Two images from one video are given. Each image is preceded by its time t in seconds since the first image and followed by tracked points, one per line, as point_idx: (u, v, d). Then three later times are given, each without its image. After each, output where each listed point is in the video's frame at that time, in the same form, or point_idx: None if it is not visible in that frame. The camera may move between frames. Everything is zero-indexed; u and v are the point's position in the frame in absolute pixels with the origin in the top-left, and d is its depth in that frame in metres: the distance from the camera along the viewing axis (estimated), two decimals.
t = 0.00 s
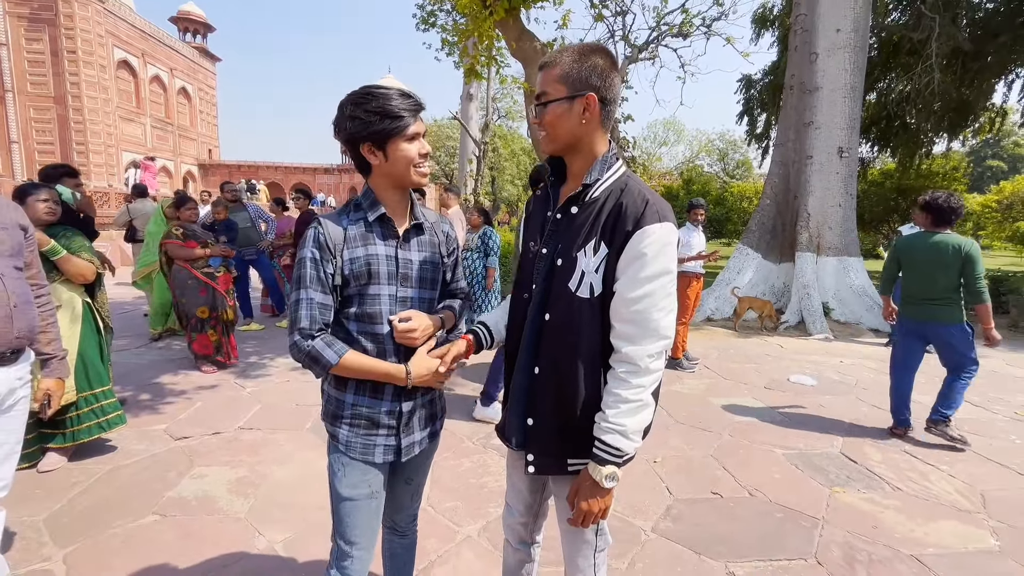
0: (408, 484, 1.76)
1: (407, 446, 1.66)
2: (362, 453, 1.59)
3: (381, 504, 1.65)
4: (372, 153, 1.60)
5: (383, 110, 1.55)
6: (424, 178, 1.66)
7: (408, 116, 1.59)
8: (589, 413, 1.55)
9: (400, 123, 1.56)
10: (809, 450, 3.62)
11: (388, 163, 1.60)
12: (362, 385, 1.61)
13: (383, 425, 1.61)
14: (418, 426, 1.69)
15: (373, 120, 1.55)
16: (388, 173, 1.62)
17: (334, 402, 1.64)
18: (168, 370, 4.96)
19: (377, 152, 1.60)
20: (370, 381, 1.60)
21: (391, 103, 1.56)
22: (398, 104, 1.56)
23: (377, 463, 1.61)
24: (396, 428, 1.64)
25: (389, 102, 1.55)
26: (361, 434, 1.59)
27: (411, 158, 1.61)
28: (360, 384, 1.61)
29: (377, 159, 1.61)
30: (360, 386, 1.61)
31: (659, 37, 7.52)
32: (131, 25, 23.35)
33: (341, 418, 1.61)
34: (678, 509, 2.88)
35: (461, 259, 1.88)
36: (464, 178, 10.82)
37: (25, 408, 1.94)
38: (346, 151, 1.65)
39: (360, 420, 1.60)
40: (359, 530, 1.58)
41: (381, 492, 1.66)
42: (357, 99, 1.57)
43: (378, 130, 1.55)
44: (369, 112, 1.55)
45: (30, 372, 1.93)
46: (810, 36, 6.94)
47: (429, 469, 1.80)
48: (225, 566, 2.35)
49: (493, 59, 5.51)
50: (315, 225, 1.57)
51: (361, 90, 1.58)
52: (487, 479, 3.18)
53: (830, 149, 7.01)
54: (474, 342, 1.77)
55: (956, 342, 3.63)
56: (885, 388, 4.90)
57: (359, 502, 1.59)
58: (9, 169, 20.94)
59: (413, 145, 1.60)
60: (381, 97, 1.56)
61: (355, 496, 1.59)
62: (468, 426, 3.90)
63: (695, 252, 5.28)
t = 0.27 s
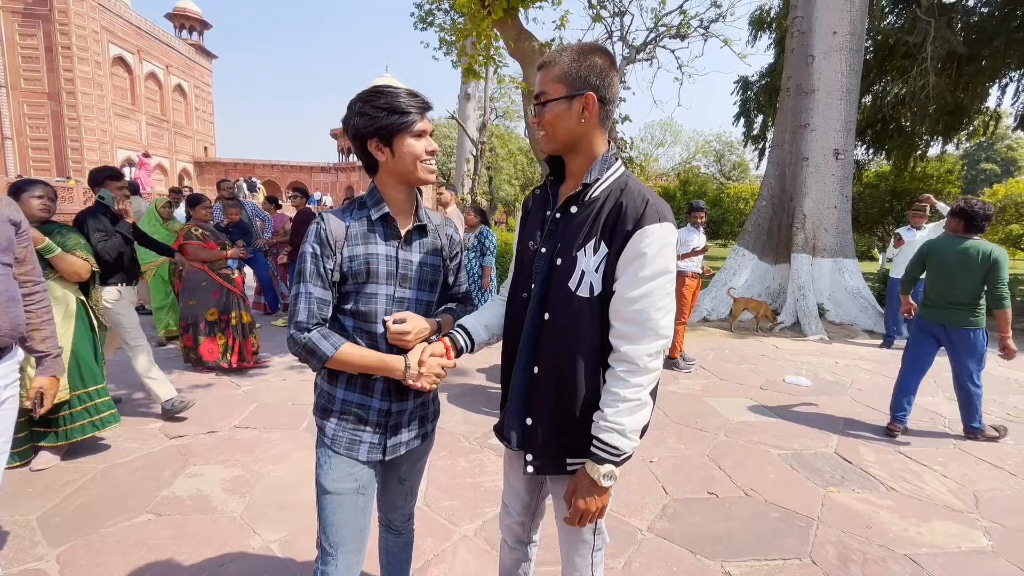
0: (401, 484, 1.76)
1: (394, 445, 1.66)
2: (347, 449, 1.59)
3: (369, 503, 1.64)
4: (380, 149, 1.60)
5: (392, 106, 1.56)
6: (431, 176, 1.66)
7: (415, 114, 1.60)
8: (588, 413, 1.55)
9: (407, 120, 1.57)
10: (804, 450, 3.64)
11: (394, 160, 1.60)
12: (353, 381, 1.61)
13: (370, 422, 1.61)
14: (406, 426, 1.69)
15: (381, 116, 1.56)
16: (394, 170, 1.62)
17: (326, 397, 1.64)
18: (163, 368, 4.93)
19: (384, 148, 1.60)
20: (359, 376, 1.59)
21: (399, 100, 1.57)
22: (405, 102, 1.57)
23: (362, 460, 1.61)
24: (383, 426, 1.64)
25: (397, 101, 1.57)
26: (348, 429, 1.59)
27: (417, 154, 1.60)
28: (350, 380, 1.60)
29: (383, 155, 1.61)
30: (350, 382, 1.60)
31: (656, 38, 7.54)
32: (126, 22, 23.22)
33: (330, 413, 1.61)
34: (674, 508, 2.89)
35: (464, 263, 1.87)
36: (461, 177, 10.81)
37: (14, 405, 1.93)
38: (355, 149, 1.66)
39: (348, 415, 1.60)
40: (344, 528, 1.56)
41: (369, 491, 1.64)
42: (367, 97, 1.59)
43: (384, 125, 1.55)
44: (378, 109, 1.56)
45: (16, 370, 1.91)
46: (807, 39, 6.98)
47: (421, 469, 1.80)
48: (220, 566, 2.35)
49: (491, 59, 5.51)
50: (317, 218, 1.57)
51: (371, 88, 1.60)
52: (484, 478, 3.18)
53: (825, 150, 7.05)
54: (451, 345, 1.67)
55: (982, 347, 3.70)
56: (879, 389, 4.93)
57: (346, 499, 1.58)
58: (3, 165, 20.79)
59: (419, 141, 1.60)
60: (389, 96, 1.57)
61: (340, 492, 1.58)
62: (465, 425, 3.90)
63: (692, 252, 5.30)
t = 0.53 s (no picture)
0: (397, 485, 1.76)
1: (392, 447, 1.66)
2: (344, 452, 1.59)
3: (361, 505, 1.66)
4: (376, 144, 1.60)
5: (390, 101, 1.56)
6: (428, 172, 1.66)
7: (413, 110, 1.60)
8: (590, 413, 1.56)
9: (404, 116, 1.57)
10: (803, 450, 3.64)
11: (391, 156, 1.60)
12: (349, 382, 1.60)
13: (366, 426, 1.61)
14: (403, 428, 1.69)
15: (379, 111, 1.56)
16: (391, 166, 1.61)
17: (320, 399, 1.63)
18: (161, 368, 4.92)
19: (382, 144, 1.59)
20: (356, 377, 1.59)
21: (396, 95, 1.57)
22: (403, 97, 1.57)
23: (359, 464, 1.61)
24: (380, 429, 1.63)
25: (394, 95, 1.56)
26: (344, 433, 1.59)
27: (413, 150, 1.60)
28: (346, 382, 1.60)
29: (380, 151, 1.61)
30: (346, 384, 1.60)
31: (656, 39, 7.55)
32: (124, 21, 23.15)
33: (325, 416, 1.60)
34: (673, 508, 2.90)
35: (458, 261, 1.88)
36: (460, 177, 10.81)
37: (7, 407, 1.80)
38: (350, 141, 1.65)
39: (344, 418, 1.60)
40: (338, 529, 1.59)
41: (361, 493, 1.65)
42: (365, 90, 1.58)
43: (382, 120, 1.55)
44: (376, 102, 1.56)
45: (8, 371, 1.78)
46: (805, 40, 6.99)
47: (418, 470, 1.80)
48: (219, 566, 2.34)
49: (491, 59, 5.51)
50: (311, 216, 1.56)
51: (369, 82, 1.59)
52: (483, 477, 3.18)
53: (824, 151, 7.06)
54: (451, 345, 1.68)
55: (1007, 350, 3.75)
56: (877, 389, 4.94)
57: (339, 503, 1.59)
58: None
59: (416, 138, 1.60)
60: (386, 90, 1.57)
61: (334, 496, 1.59)
62: (464, 425, 3.90)
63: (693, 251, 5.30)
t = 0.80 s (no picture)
0: (394, 488, 1.76)
1: (393, 451, 1.67)
2: (345, 458, 1.59)
3: (359, 509, 1.67)
4: (369, 145, 1.60)
5: (382, 101, 1.56)
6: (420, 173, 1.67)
7: (406, 111, 1.60)
8: (588, 413, 1.56)
9: (397, 116, 1.57)
10: (802, 450, 3.65)
11: (384, 157, 1.60)
12: (348, 387, 1.60)
13: (367, 430, 1.62)
14: (403, 430, 1.70)
15: (372, 111, 1.56)
16: (384, 166, 1.62)
17: (317, 406, 1.62)
18: (161, 368, 4.92)
19: (374, 145, 1.60)
20: (356, 382, 1.59)
21: (389, 95, 1.57)
22: (394, 98, 1.57)
23: (360, 469, 1.62)
24: (380, 433, 1.64)
25: (387, 96, 1.57)
26: (344, 439, 1.59)
27: (405, 151, 1.60)
28: (345, 388, 1.60)
29: (372, 152, 1.61)
30: (345, 390, 1.60)
31: (655, 40, 7.57)
32: (124, 21, 23.14)
33: (324, 422, 1.60)
34: (673, 508, 2.90)
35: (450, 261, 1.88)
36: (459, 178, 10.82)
37: None
38: (341, 140, 1.65)
39: (344, 424, 1.60)
40: (337, 533, 1.60)
41: (357, 498, 1.66)
42: (356, 90, 1.58)
43: (374, 121, 1.55)
44: (367, 103, 1.56)
45: None
46: (804, 41, 7.00)
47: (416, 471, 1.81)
48: (219, 566, 2.34)
49: (491, 60, 5.52)
50: (305, 218, 1.56)
51: (361, 82, 1.59)
52: (482, 478, 3.19)
53: (823, 152, 7.08)
54: (450, 348, 1.70)
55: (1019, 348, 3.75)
56: (876, 389, 4.95)
57: (339, 508, 1.60)
58: None
59: (409, 139, 1.60)
60: (379, 91, 1.57)
61: (334, 501, 1.60)
62: (464, 425, 3.91)
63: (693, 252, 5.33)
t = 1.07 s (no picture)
0: (393, 489, 1.76)
1: (394, 452, 1.68)
2: (346, 460, 1.60)
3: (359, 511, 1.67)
4: (363, 148, 1.60)
5: (375, 104, 1.56)
6: (415, 175, 1.67)
7: (400, 113, 1.60)
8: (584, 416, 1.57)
9: (391, 119, 1.58)
10: (800, 450, 3.65)
11: (378, 160, 1.61)
12: (348, 389, 1.61)
13: (368, 432, 1.62)
14: (403, 431, 1.71)
15: (365, 115, 1.56)
16: (379, 170, 1.62)
17: (317, 409, 1.62)
18: (160, 371, 4.92)
19: (368, 148, 1.60)
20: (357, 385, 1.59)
21: (382, 98, 1.57)
22: (388, 100, 1.58)
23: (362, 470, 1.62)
24: (381, 434, 1.64)
25: (380, 99, 1.57)
26: (345, 440, 1.59)
27: (400, 153, 1.61)
28: (345, 390, 1.60)
29: (367, 155, 1.62)
30: (345, 392, 1.60)
31: (653, 41, 7.58)
32: (122, 24, 23.14)
33: (323, 424, 1.60)
34: (671, 508, 2.91)
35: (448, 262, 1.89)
36: (458, 179, 10.83)
37: None
38: (335, 144, 1.65)
39: (344, 425, 1.60)
40: (337, 535, 1.60)
41: (358, 499, 1.67)
42: (350, 93, 1.59)
43: (369, 124, 1.56)
44: (361, 106, 1.56)
45: None
46: (801, 42, 7.01)
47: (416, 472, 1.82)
48: (217, 569, 2.34)
49: (489, 61, 5.53)
50: (304, 220, 1.56)
51: (355, 85, 1.60)
52: (481, 479, 3.19)
53: (821, 153, 7.09)
54: (450, 350, 1.70)
55: None
56: (874, 389, 4.96)
57: (338, 510, 1.60)
58: None
59: (403, 142, 1.61)
60: (373, 94, 1.57)
61: (333, 504, 1.60)
62: (462, 426, 3.91)
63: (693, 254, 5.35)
